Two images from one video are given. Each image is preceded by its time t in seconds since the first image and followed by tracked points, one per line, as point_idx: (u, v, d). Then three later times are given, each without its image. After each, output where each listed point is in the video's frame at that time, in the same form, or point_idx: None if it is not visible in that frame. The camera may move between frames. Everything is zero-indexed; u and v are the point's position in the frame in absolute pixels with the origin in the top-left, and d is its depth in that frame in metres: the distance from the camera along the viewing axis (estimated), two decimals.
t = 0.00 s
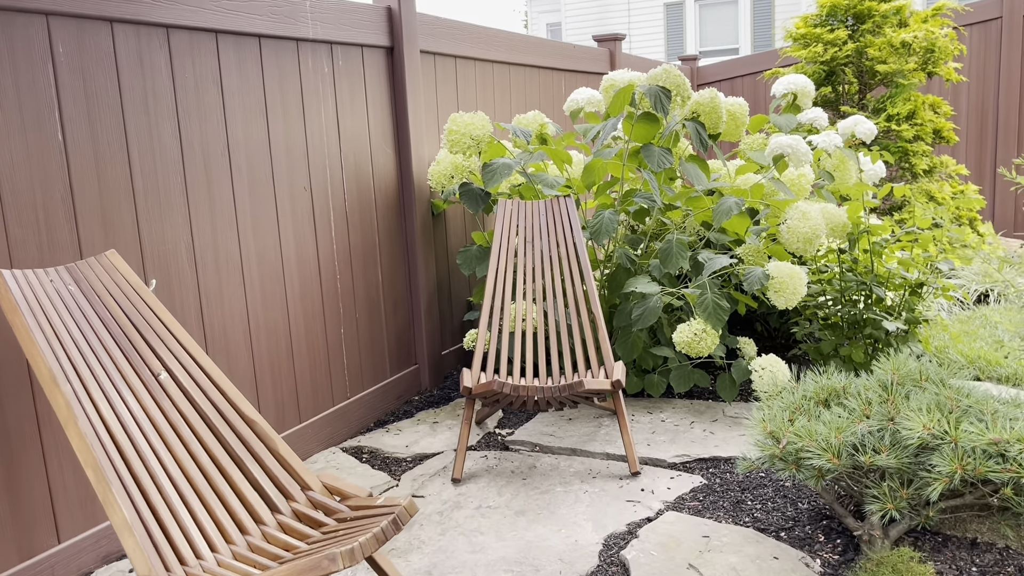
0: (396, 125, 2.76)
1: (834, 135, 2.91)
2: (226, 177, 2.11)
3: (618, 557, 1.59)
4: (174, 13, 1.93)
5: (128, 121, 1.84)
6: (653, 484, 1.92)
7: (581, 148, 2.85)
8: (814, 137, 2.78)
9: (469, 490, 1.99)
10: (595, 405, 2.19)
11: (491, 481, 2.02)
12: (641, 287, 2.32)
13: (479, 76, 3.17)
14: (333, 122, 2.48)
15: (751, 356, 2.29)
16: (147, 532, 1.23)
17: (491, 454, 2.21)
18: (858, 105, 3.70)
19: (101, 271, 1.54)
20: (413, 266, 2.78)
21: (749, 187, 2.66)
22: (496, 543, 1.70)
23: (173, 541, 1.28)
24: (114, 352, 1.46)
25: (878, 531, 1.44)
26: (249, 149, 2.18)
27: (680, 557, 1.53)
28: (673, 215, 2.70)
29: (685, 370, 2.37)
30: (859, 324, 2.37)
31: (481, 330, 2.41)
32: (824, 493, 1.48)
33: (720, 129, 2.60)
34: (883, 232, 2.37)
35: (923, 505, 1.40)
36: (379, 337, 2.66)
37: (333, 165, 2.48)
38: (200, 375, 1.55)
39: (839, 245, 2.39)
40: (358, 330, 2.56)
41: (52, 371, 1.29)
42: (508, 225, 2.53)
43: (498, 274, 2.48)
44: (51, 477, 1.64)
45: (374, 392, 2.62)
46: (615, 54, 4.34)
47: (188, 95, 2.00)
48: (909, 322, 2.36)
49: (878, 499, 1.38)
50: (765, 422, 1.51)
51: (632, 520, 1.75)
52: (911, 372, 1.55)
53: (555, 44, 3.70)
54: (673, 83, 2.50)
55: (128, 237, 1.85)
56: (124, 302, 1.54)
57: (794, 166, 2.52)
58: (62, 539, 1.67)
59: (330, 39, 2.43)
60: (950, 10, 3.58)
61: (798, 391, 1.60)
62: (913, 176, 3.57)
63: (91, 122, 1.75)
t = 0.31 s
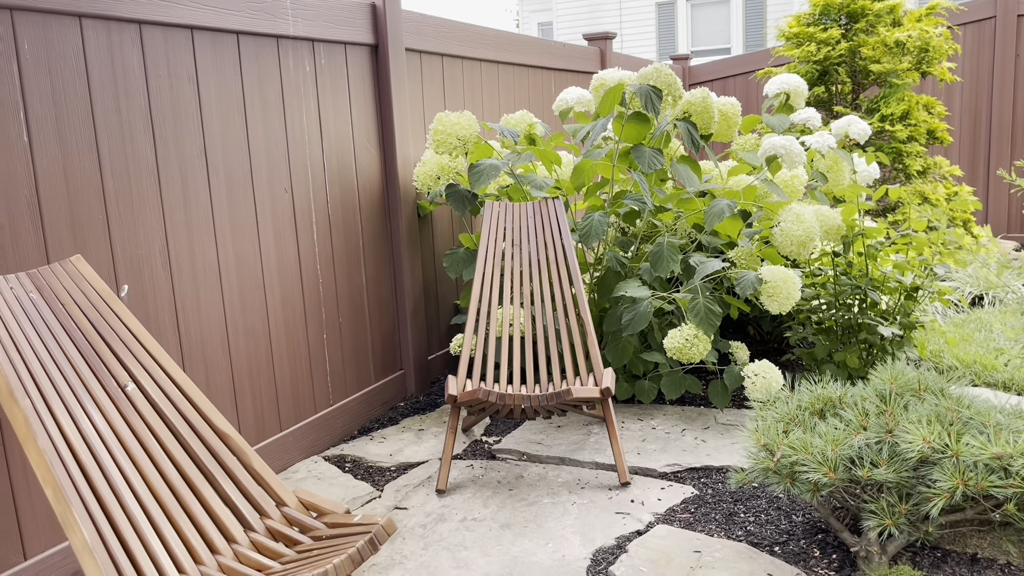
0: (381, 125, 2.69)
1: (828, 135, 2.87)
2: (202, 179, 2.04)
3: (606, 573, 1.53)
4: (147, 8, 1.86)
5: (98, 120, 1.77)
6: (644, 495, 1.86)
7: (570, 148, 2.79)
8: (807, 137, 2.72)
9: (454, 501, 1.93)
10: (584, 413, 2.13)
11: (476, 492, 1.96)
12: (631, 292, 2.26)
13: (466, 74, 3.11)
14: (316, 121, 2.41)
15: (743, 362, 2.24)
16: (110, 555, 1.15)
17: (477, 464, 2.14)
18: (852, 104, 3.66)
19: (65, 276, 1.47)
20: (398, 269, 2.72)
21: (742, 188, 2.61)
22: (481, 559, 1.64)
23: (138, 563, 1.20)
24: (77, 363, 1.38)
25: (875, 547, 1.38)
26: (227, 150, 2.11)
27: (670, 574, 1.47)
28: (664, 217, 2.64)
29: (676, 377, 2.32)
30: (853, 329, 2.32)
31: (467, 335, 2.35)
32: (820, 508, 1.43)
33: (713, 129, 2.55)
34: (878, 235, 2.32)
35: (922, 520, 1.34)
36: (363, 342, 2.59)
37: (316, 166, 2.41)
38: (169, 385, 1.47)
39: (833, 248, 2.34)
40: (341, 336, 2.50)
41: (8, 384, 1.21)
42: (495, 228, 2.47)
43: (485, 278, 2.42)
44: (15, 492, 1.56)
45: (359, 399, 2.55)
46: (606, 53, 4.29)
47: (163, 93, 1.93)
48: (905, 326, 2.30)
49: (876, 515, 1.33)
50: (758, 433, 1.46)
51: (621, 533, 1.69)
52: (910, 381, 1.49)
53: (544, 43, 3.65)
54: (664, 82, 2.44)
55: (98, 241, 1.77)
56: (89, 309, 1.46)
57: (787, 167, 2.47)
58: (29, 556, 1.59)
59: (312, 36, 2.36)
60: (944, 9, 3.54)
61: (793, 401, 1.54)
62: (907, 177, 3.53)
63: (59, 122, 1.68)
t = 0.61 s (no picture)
0: (365, 126, 2.63)
1: (821, 138, 2.82)
2: (178, 182, 1.97)
3: None
4: (120, 7, 1.79)
5: (68, 123, 1.70)
6: (634, 509, 1.81)
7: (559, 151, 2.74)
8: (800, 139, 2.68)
9: (439, 515, 1.87)
10: (573, 423, 2.07)
11: (462, 506, 1.90)
12: (621, 298, 2.20)
13: (454, 75, 3.05)
14: (298, 123, 2.35)
15: (736, 369, 2.19)
16: None
17: (463, 475, 2.09)
18: (844, 106, 3.62)
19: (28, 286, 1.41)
20: (384, 274, 2.66)
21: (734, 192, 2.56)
22: None
23: None
24: (40, 377, 1.31)
25: (872, 566, 1.33)
26: (205, 152, 2.05)
27: None
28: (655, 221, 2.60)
29: (667, 385, 2.27)
30: (848, 336, 2.28)
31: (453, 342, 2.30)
32: (815, 525, 1.38)
33: (704, 132, 2.50)
34: (873, 239, 2.28)
35: (921, 538, 1.28)
36: (347, 349, 2.53)
37: (298, 169, 2.35)
38: (138, 400, 1.41)
39: (827, 253, 2.29)
40: (324, 343, 2.44)
41: None
42: (482, 232, 2.41)
43: (472, 283, 2.36)
44: None
45: (343, 408, 2.49)
46: (597, 53, 4.24)
47: (137, 94, 1.86)
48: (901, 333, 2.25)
49: (873, 533, 1.28)
50: (752, 448, 1.40)
51: (611, 549, 1.64)
52: (908, 394, 1.45)
53: (534, 43, 3.60)
54: (655, 84, 2.39)
55: (68, 248, 1.71)
56: (54, 321, 1.40)
57: (780, 170, 2.43)
58: None
59: (294, 36, 2.30)
60: (937, 10, 3.51)
61: (787, 413, 1.49)
62: (900, 180, 3.50)
63: (26, 125, 1.61)
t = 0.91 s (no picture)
0: (351, 129, 2.57)
1: (816, 140, 2.78)
2: (155, 186, 1.90)
3: None
4: (92, 5, 1.72)
5: (38, 126, 1.63)
6: (626, 524, 1.75)
7: (550, 153, 2.69)
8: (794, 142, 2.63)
9: (425, 531, 1.81)
10: (564, 434, 2.02)
11: (449, 521, 1.84)
12: (612, 305, 2.15)
13: (443, 76, 3.00)
14: (281, 126, 2.28)
15: (730, 378, 2.14)
16: None
17: (450, 488, 2.03)
18: (838, 108, 3.59)
19: None
20: (370, 280, 2.59)
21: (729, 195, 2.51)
22: None
23: None
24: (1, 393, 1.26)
25: None
26: (183, 155, 1.97)
27: None
28: (648, 224, 2.55)
29: (660, 395, 2.21)
30: (844, 343, 2.23)
31: (441, 350, 2.24)
32: (814, 545, 1.33)
33: (697, 134, 2.45)
34: (870, 245, 2.23)
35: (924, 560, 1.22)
36: (333, 357, 2.47)
37: (281, 172, 2.28)
38: (105, 416, 1.34)
39: (823, 259, 2.24)
40: (308, 351, 2.37)
41: None
42: (471, 237, 2.35)
43: (460, 289, 2.30)
44: None
45: (328, 417, 2.43)
46: (588, 54, 4.20)
47: (111, 95, 1.79)
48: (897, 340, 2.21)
49: (876, 555, 1.24)
50: (749, 465, 1.36)
51: (602, 567, 1.58)
52: (909, 408, 1.40)
53: (524, 44, 3.55)
54: (647, 86, 2.34)
55: (37, 255, 1.63)
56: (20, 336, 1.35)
57: (775, 174, 2.40)
58: None
59: (277, 36, 2.24)
60: (931, 11, 3.48)
61: (785, 428, 1.45)
62: (894, 182, 3.46)
63: None
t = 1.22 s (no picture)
0: (336, 132, 2.49)
1: (812, 144, 2.73)
2: (129, 193, 1.81)
3: None
4: (61, 2, 1.63)
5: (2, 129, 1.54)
6: (621, 544, 1.68)
7: (541, 157, 2.62)
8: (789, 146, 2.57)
9: (411, 553, 1.73)
10: (556, 449, 1.95)
11: (436, 541, 1.77)
12: (606, 314, 2.08)
13: (432, 77, 2.92)
14: (262, 129, 2.20)
15: (727, 390, 2.07)
16: None
17: (438, 505, 1.95)
18: (833, 111, 3.55)
19: None
20: (356, 288, 2.51)
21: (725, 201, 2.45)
22: None
23: None
24: None
25: None
26: (158, 160, 1.89)
27: None
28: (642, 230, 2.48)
29: (656, 406, 2.14)
30: (843, 353, 2.17)
31: (429, 360, 2.17)
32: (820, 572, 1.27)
33: (692, 138, 2.39)
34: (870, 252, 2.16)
35: None
36: (317, 368, 2.39)
37: (263, 177, 2.20)
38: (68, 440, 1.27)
39: (822, 266, 2.18)
40: (291, 362, 2.29)
41: None
42: (460, 243, 2.27)
43: (449, 298, 2.23)
44: None
45: (311, 430, 2.35)
46: (580, 55, 4.14)
47: (81, 97, 1.70)
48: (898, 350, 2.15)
49: None
50: (751, 488, 1.29)
51: None
52: (918, 426, 1.33)
53: (515, 45, 3.48)
54: (641, 88, 2.27)
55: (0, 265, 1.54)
56: None
57: (771, 179, 2.34)
58: None
59: (258, 36, 2.16)
60: (927, 13, 3.43)
61: (788, 447, 1.38)
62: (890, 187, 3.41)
63: None
